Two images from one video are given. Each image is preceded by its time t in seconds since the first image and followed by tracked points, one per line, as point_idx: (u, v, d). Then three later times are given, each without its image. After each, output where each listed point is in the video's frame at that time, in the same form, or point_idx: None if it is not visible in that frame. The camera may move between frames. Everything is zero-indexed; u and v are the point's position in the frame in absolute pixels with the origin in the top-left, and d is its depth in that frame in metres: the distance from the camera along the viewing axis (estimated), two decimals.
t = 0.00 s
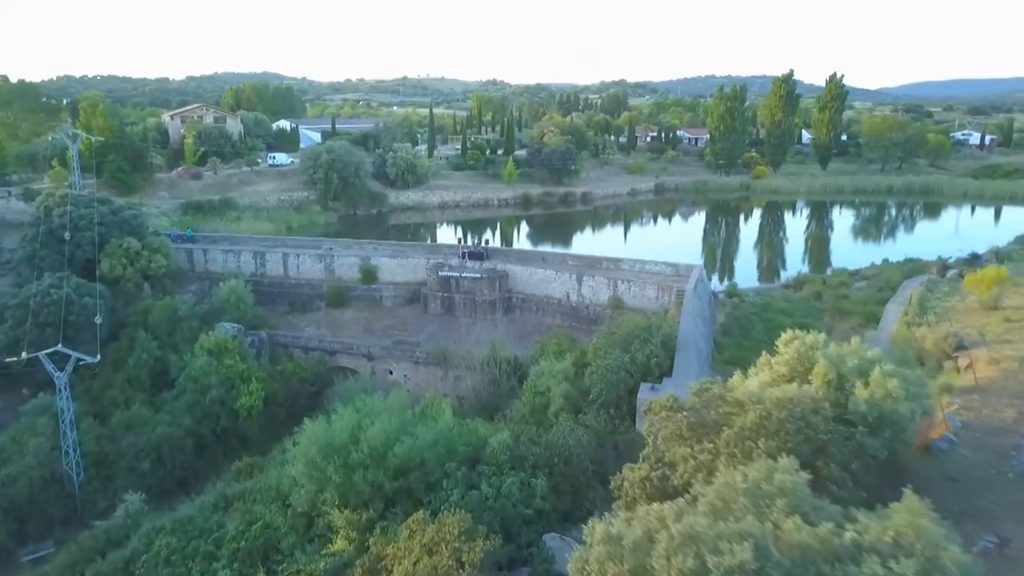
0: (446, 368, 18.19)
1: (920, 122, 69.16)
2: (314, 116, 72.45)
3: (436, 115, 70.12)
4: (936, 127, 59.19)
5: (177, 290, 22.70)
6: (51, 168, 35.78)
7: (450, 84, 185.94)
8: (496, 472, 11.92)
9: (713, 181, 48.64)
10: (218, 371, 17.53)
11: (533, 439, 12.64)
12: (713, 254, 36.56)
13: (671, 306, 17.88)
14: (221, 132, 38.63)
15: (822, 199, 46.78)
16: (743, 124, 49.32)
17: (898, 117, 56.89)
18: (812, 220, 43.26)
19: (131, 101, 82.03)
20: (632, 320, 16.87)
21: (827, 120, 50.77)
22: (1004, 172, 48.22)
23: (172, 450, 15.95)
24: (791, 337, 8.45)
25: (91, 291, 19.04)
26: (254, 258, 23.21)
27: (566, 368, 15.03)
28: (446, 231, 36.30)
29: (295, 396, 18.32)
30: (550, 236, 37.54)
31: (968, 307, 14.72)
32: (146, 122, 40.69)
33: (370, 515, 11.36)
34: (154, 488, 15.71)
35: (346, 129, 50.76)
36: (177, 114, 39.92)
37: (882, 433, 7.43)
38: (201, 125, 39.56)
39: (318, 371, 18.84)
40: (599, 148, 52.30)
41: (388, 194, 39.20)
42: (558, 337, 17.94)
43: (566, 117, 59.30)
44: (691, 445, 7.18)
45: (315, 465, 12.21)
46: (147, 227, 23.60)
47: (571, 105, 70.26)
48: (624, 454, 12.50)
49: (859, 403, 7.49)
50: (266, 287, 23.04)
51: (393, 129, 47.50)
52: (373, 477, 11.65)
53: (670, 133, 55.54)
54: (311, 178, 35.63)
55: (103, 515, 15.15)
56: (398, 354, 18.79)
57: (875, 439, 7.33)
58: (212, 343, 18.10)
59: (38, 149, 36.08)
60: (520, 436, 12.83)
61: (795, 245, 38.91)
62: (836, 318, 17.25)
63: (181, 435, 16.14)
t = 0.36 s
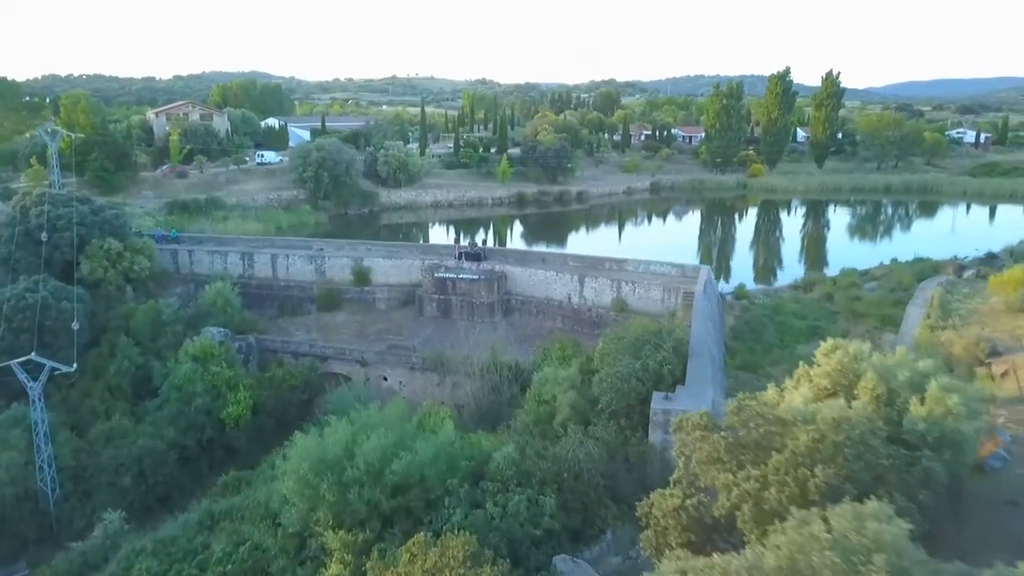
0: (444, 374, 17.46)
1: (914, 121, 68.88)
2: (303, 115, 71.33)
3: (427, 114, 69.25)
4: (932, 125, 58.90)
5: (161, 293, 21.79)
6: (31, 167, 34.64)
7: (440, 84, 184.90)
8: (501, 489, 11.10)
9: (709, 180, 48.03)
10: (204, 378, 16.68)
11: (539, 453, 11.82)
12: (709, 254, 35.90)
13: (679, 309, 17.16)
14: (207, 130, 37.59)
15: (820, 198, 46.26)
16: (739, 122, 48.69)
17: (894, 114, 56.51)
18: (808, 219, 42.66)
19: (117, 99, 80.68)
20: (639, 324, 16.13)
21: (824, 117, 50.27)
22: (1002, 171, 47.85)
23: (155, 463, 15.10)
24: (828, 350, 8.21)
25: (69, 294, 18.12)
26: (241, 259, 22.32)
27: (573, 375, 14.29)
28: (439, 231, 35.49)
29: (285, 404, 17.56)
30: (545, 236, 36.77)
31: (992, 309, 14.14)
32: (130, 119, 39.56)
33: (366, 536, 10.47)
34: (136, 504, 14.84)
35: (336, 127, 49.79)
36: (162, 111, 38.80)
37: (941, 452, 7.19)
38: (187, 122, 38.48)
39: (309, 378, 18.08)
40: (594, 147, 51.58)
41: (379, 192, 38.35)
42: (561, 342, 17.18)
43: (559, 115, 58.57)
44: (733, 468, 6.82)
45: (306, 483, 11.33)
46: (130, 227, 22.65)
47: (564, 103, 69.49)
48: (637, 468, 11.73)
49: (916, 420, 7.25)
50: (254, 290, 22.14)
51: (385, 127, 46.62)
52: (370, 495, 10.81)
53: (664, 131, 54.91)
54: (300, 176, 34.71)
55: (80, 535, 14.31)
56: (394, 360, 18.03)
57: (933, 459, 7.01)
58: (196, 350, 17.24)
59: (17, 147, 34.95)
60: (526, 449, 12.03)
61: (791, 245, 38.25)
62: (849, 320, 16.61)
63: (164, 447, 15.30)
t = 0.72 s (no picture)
0: (442, 382, 16.69)
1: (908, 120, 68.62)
2: (292, 113, 70.24)
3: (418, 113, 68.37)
4: (927, 124, 58.61)
5: (143, 296, 20.83)
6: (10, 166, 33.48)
7: (430, 84, 183.93)
8: (507, 510, 10.30)
9: (705, 179, 47.44)
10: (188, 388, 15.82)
11: (547, 468, 10.98)
12: (705, 253, 35.22)
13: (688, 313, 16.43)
14: (193, 128, 36.50)
15: (817, 196, 45.74)
16: (736, 120, 48.03)
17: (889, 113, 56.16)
18: (804, 219, 42.02)
19: (101, 99, 79.35)
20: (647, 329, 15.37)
21: (820, 116, 49.80)
22: (999, 170, 47.47)
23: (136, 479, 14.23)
24: (879, 363, 7.43)
25: (44, 299, 17.16)
26: (228, 261, 21.40)
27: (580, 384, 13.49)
28: (431, 231, 34.66)
29: (273, 414, 16.74)
30: (540, 236, 35.97)
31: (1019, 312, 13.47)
32: (113, 117, 38.42)
33: (364, 561, 9.69)
34: (116, 523, 13.97)
35: (325, 125, 48.82)
36: (146, 108, 37.66)
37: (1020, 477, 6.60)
38: (172, 120, 37.39)
39: (300, 387, 17.24)
40: (588, 146, 50.87)
41: (370, 192, 37.50)
42: (565, 347, 16.40)
43: (552, 113, 57.83)
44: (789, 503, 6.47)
45: (298, 504, 10.48)
46: (110, 228, 21.67)
47: (557, 101, 68.77)
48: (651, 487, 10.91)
49: (989, 444, 6.64)
50: (242, 293, 21.25)
51: (375, 125, 45.74)
52: (366, 516, 10.00)
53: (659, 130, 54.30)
54: (289, 175, 33.80)
55: (53, 557, 13.45)
56: (388, 367, 17.21)
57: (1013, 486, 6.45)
58: (180, 357, 16.37)
59: None
60: (533, 465, 11.24)
61: (788, 245, 37.57)
62: (864, 324, 15.95)
63: (146, 461, 14.43)
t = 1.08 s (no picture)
0: (439, 390, 15.88)
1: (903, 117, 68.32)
2: (281, 111, 69.16)
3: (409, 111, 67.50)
4: (923, 121, 58.29)
5: (124, 300, 19.89)
6: None
7: (420, 83, 182.93)
8: (515, 534, 9.46)
9: (702, 177, 46.86)
10: (169, 396, 14.93)
11: (556, 487, 10.17)
12: (700, 253, 34.52)
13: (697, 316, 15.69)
14: (178, 124, 35.40)
15: (815, 195, 45.22)
16: (732, 117, 47.35)
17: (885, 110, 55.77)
18: (800, 218, 41.33)
19: (86, 99, 78.05)
20: (657, 333, 14.62)
21: (816, 114, 49.26)
22: (997, 167, 47.01)
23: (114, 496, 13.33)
24: (945, 378, 6.70)
25: (17, 303, 16.21)
26: (213, 263, 20.51)
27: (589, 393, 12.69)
28: (423, 230, 33.82)
29: (261, 424, 15.86)
30: (534, 236, 35.15)
31: None
32: (95, 113, 37.25)
33: None
34: (92, 543, 13.09)
35: (314, 123, 47.85)
36: (129, 105, 36.50)
37: None
38: (156, 117, 36.27)
39: (289, 395, 16.42)
40: (582, 144, 50.17)
41: (361, 191, 36.65)
42: (568, 352, 15.62)
43: (545, 111, 57.10)
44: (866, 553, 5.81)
45: (287, 529, 9.62)
46: (89, 228, 20.69)
47: (549, 99, 68.06)
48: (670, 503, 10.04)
49: None
50: (228, 296, 20.35)
51: (366, 123, 44.85)
52: (363, 542, 9.21)
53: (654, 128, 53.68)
54: (277, 174, 32.89)
55: None
56: (382, 374, 16.37)
57: None
58: (161, 365, 15.50)
59: None
60: (541, 482, 10.45)
61: (784, 244, 36.84)
62: (882, 327, 15.25)
63: (125, 476, 13.55)
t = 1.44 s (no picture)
0: (437, 397, 15.05)
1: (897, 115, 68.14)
2: (269, 109, 68.13)
3: (401, 109, 66.65)
4: (919, 119, 57.98)
5: (103, 303, 18.92)
6: None
7: (410, 82, 181.91)
8: (526, 561, 8.63)
9: (698, 175, 46.23)
10: (150, 407, 14.03)
11: (569, 507, 9.36)
12: (696, 252, 33.85)
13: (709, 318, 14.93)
14: (161, 121, 34.33)
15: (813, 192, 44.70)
16: (728, 114, 46.66)
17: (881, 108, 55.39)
18: (797, 216, 40.77)
19: (69, 96, 76.67)
20: (668, 337, 13.85)
21: (813, 111, 48.51)
22: (995, 164, 46.61)
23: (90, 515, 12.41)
24: None
25: None
26: (198, 264, 19.59)
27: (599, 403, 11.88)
28: (414, 229, 32.98)
29: (247, 434, 15.07)
30: (529, 235, 34.38)
31: None
32: (76, 110, 36.12)
33: None
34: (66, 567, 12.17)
35: (303, 120, 46.91)
36: (112, 101, 35.33)
37: None
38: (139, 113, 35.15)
39: (278, 404, 15.58)
40: (576, 142, 49.45)
41: (352, 189, 35.78)
42: (574, 357, 14.80)
43: (538, 109, 56.38)
44: None
45: (276, 557, 8.74)
46: (66, 227, 19.69)
47: (541, 96, 67.28)
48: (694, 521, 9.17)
49: None
50: (213, 299, 19.39)
51: (356, 120, 43.96)
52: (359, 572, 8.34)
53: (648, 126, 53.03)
54: (265, 171, 31.97)
55: None
56: (376, 381, 15.53)
57: None
58: (141, 373, 14.60)
59: None
60: (553, 501, 9.62)
61: (781, 243, 36.24)
62: (902, 329, 14.55)
63: (101, 493, 12.65)
